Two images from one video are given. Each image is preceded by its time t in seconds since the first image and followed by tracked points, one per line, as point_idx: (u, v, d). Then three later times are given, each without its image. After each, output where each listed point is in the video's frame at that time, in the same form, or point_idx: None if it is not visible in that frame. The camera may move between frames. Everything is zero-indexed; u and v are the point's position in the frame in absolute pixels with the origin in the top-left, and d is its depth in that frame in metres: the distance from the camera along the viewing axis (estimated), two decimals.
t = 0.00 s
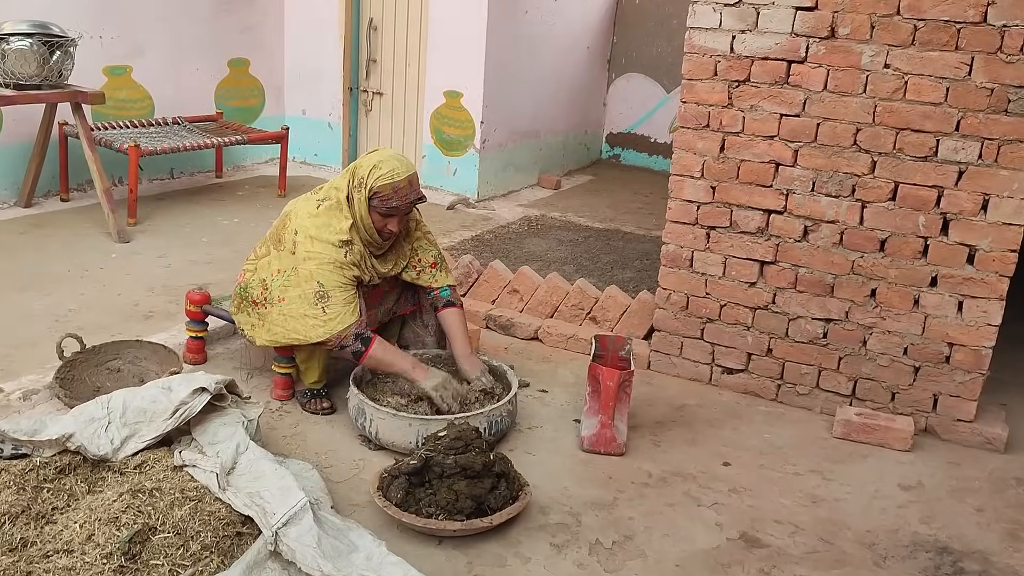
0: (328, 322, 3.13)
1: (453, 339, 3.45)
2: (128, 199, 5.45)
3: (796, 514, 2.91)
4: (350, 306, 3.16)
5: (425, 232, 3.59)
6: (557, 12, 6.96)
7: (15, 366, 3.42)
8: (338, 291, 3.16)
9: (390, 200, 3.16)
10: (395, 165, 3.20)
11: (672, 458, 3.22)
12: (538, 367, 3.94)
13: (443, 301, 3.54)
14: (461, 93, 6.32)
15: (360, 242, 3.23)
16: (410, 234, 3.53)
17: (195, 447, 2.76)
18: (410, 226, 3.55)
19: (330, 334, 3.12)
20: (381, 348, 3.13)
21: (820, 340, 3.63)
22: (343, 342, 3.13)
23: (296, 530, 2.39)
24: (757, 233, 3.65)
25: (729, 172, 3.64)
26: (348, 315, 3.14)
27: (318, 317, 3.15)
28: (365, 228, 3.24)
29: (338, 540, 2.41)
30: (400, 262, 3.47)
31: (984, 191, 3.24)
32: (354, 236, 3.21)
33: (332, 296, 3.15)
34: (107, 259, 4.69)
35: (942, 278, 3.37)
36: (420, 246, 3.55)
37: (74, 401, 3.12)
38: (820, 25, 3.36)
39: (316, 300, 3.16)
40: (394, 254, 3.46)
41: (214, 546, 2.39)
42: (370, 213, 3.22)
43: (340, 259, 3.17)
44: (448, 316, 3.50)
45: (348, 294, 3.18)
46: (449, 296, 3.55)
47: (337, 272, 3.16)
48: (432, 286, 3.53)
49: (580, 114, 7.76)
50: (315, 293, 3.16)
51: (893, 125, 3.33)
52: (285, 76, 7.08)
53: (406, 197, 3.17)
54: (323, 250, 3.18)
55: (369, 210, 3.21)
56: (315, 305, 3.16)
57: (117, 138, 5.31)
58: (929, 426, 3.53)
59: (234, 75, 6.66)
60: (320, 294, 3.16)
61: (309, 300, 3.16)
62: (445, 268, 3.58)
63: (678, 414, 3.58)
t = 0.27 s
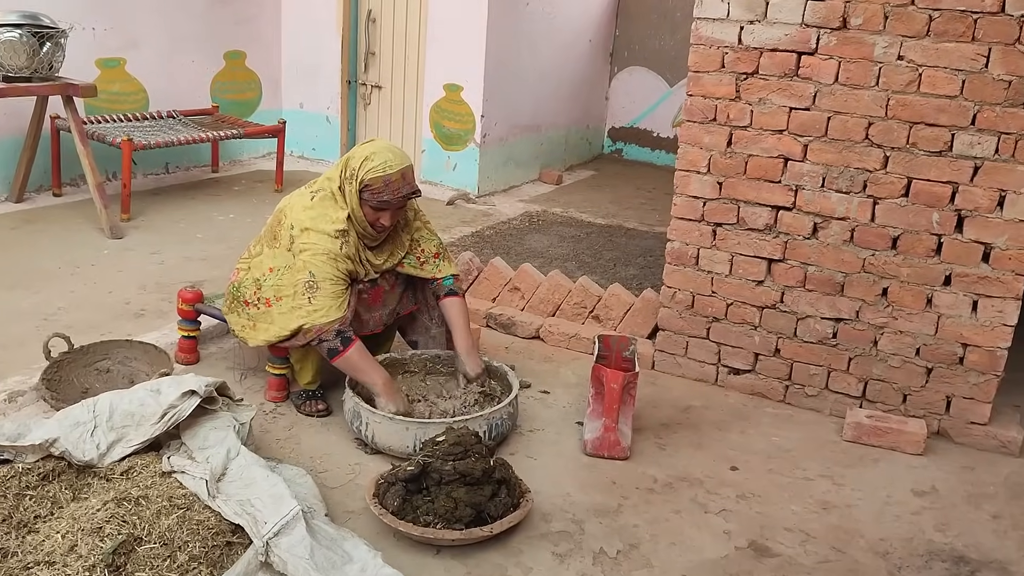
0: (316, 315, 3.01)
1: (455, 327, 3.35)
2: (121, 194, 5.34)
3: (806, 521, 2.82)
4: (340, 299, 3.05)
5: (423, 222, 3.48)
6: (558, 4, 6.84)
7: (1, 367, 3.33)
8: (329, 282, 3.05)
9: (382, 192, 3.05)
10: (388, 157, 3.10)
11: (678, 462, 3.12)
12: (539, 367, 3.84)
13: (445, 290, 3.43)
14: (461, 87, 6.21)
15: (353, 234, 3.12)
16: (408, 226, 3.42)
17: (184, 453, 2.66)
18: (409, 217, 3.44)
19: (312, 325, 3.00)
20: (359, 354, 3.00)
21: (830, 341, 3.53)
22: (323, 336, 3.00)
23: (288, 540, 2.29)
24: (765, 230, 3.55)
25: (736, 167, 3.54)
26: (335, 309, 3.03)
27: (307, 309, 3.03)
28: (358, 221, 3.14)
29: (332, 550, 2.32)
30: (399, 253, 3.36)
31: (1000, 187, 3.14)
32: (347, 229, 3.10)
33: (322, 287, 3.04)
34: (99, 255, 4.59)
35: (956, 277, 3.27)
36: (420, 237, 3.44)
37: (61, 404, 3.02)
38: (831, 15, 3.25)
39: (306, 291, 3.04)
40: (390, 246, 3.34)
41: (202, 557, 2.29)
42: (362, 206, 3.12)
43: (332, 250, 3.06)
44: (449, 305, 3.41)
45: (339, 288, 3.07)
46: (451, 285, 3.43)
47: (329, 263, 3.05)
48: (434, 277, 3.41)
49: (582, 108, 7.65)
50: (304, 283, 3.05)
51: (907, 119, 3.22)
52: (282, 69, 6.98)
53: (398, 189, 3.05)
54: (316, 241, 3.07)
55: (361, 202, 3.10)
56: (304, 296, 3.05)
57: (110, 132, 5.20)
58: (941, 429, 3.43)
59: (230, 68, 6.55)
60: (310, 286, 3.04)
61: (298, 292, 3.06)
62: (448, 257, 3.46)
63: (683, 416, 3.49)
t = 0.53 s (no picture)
0: (310, 305, 2.91)
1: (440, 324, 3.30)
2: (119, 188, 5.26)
3: (819, 526, 2.74)
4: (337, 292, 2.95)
5: (428, 216, 3.37)
6: None
7: None
8: (326, 272, 2.94)
9: (383, 188, 2.95)
10: (391, 151, 2.99)
11: (687, 464, 3.04)
12: (544, 365, 3.76)
13: (442, 284, 3.35)
14: (464, 78, 6.12)
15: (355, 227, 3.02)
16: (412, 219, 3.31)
17: (178, 456, 2.58)
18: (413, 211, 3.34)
19: (303, 316, 2.91)
20: (349, 348, 2.95)
21: (842, 339, 3.45)
22: (315, 328, 2.92)
23: (284, 548, 2.21)
24: (775, 226, 3.46)
25: (746, 160, 3.45)
26: (329, 302, 2.93)
27: (301, 298, 2.93)
28: (360, 215, 3.03)
29: (329, 558, 2.24)
30: (404, 248, 3.26)
31: (1019, 181, 3.05)
32: (348, 219, 2.99)
33: (318, 277, 2.93)
34: (95, 250, 4.52)
35: (973, 274, 3.18)
36: (424, 231, 3.34)
37: (52, 405, 2.94)
38: (845, 4, 3.16)
39: (302, 280, 2.94)
40: (394, 241, 3.23)
41: (195, 565, 2.21)
42: (363, 201, 3.02)
43: (330, 240, 2.95)
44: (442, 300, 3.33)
45: (337, 280, 2.96)
46: (449, 281, 3.35)
47: (328, 253, 2.94)
48: (435, 272, 3.33)
49: (587, 100, 7.55)
50: (301, 271, 2.95)
51: (923, 111, 3.13)
52: (283, 60, 6.88)
53: (400, 187, 2.96)
54: (316, 232, 2.96)
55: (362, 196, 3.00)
56: (300, 286, 2.94)
57: (107, 125, 5.11)
58: (957, 430, 3.35)
59: (230, 59, 6.46)
60: (306, 275, 2.93)
61: (295, 283, 2.95)
62: (451, 252, 3.37)
63: (691, 416, 3.40)
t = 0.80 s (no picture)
0: (319, 308, 2.87)
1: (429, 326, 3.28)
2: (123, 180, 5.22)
3: (832, 528, 2.67)
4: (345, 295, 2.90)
5: (435, 216, 3.32)
6: None
7: None
8: (334, 274, 2.89)
9: (393, 196, 2.88)
10: (404, 157, 2.91)
11: (697, 463, 2.98)
12: (551, 362, 3.71)
13: (441, 285, 3.33)
14: (472, 70, 6.05)
15: (364, 230, 2.96)
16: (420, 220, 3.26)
17: (179, 455, 2.54)
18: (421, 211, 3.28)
19: (313, 320, 2.86)
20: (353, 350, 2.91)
21: (855, 335, 3.38)
22: (324, 330, 2.86)
23: (285, 550, 2.17)
24: (788, 220, 3.39)
25: (759, 153, 3.38)
26: (338, 305, 2.88)
27: (310, 299, 2.88)
28: (369, 218, 2.97)
29: (331, 560, 2.19)
30: (410, 250, 3.22)
31: None
32: (357, 220, 2.94)
33: (327, 279, 2.88)
34: (99, 244, 4.48)
35: (991, 270, 3.11)
36: (430, 231, 3.29)
37: (52, 401, 2.90)
38: None
39: (310, 281, 2.89)
40: (402, 242, 3.17)
41: (194, 567, 2.17)
42: (372, 205, 2.95)
43: (340, 242, 2.90)
44: (437, 301, 3.31)
45: (345, 282, 2.91)
46: (449, 284, 3.32)
47: (337, 255, 2.88)
48: (438, 274, 3.29)
49: (596, 92, 7.47)
50: (309, 272, 2.89)
51: (941, 102, 3.05)
52: (289, 52, 6.83)
53: (411, 195, 2.89)
54: (325, 232, 2.90)
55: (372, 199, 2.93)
56: (308, 285, 2.89)
57: (112, 117, 5.07)
58: (973, 429, 3.28)
59: (236, 51, 6.41)
60: (315, 276, 2.88)
61: (303, 283, 2.90)
62: (454, 254, 3.33)
63: (702, 414, 3.34)
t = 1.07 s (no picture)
0: (315, 317, 2.82)
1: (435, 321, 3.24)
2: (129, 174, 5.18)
3: (846, 534, 2.60)
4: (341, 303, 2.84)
5: (441, 218, 3.27)
6: None
7: None
8: (330, 281, 2.83)
9: (391, 199, 2.82)
10: (403, 159, 2.85)
11: (707, 466, 2.91)
12: (559, 361, 3.64)
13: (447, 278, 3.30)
14: (482, 63, 5.98)
15: (362, 235, 2.90)
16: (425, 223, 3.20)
17: (176, 455, 2.49)
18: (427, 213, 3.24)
19: (310, 330, 2.82)
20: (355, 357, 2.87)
21: (871, 335, 3.29)
22: (323, 341, 2.83)
23: (282, 555, 2.11)
24: (803, 216, 3.31)
25: (773, 148, 3.29)
26: (333, 314, 2.83)
27: (305, 308, 2.83)
28: (368, 222, 2.92)
29: (329, 566, 2.14)
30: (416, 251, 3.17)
31: None
32: (355, 225, 2.88)
33: (323, 286, 2.83)
34: (105, 238, 4.44)
35: (1012, 269, 3.02)
36: (436, 233, 3.25)
37: (52, 398, 2.86)
38: None
39: (305, 288, 2.83)
40: (406, 245, 3.12)
41: (189, 571, 2.12)
42: (372, 209, 2.90)
43: (337, 248, 2.84)
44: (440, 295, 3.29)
45: (341, 290, 2.86)
46: (454, 278, 3.30)
47: (333, 262, 2.83)
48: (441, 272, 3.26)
49: (608, 85, 7.39)
50: (305, 279, 2.84)
51: (962, 96, 2.96)
52: (298, 45, 6.77)
53: (409, 197, 2.83)
54: (322, 237, 2.86)
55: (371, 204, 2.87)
56: (302, 294, 2.84)
57: (118, 110, 5.02)
58: (992, 431, 3.19)
59: (245, 44, 6.35)
60: (310, 284, 2.83)
61: (297, 289, 2.85)
62: (459, 253, 3.30)
63: (712, 415, 3.27)
